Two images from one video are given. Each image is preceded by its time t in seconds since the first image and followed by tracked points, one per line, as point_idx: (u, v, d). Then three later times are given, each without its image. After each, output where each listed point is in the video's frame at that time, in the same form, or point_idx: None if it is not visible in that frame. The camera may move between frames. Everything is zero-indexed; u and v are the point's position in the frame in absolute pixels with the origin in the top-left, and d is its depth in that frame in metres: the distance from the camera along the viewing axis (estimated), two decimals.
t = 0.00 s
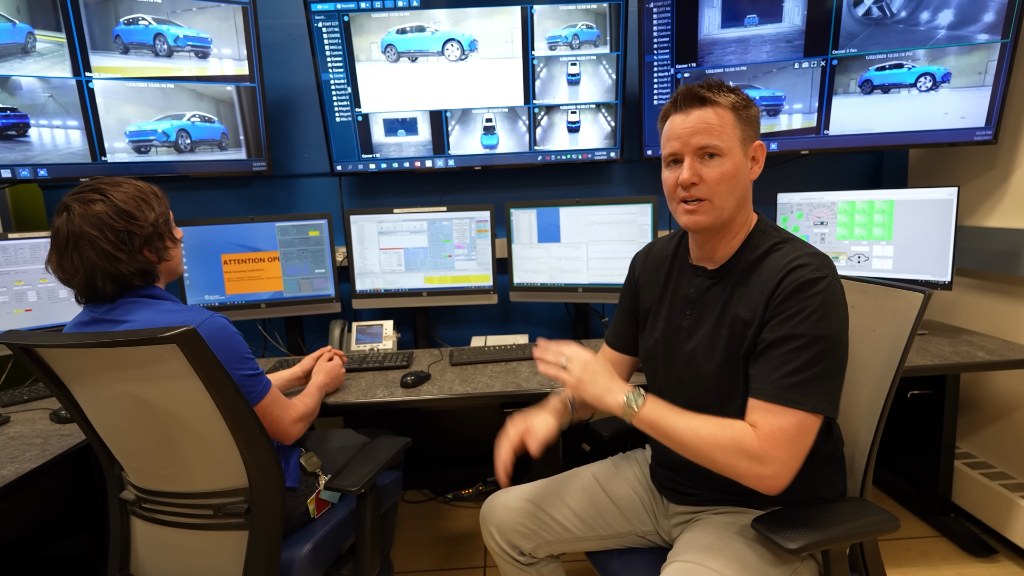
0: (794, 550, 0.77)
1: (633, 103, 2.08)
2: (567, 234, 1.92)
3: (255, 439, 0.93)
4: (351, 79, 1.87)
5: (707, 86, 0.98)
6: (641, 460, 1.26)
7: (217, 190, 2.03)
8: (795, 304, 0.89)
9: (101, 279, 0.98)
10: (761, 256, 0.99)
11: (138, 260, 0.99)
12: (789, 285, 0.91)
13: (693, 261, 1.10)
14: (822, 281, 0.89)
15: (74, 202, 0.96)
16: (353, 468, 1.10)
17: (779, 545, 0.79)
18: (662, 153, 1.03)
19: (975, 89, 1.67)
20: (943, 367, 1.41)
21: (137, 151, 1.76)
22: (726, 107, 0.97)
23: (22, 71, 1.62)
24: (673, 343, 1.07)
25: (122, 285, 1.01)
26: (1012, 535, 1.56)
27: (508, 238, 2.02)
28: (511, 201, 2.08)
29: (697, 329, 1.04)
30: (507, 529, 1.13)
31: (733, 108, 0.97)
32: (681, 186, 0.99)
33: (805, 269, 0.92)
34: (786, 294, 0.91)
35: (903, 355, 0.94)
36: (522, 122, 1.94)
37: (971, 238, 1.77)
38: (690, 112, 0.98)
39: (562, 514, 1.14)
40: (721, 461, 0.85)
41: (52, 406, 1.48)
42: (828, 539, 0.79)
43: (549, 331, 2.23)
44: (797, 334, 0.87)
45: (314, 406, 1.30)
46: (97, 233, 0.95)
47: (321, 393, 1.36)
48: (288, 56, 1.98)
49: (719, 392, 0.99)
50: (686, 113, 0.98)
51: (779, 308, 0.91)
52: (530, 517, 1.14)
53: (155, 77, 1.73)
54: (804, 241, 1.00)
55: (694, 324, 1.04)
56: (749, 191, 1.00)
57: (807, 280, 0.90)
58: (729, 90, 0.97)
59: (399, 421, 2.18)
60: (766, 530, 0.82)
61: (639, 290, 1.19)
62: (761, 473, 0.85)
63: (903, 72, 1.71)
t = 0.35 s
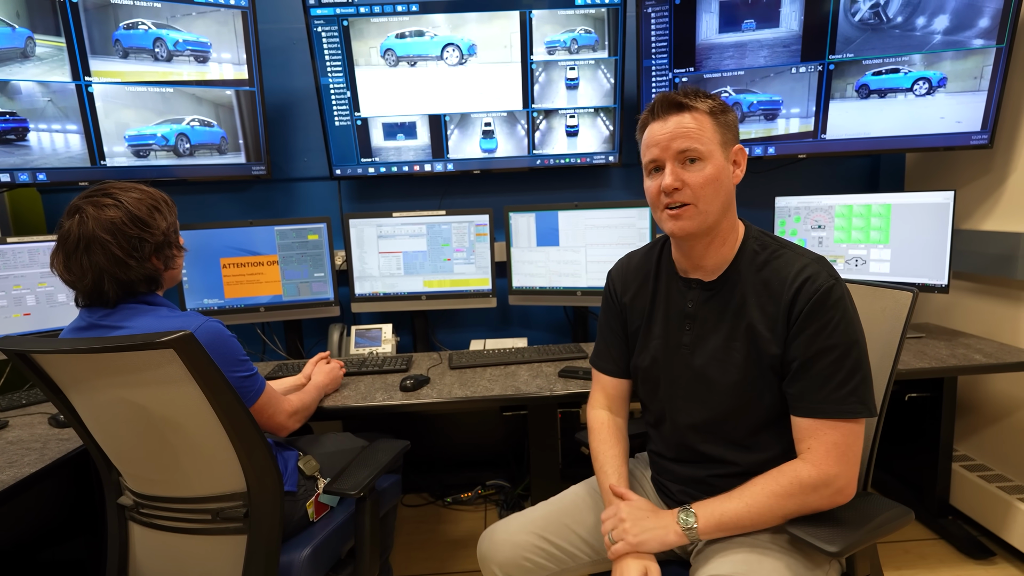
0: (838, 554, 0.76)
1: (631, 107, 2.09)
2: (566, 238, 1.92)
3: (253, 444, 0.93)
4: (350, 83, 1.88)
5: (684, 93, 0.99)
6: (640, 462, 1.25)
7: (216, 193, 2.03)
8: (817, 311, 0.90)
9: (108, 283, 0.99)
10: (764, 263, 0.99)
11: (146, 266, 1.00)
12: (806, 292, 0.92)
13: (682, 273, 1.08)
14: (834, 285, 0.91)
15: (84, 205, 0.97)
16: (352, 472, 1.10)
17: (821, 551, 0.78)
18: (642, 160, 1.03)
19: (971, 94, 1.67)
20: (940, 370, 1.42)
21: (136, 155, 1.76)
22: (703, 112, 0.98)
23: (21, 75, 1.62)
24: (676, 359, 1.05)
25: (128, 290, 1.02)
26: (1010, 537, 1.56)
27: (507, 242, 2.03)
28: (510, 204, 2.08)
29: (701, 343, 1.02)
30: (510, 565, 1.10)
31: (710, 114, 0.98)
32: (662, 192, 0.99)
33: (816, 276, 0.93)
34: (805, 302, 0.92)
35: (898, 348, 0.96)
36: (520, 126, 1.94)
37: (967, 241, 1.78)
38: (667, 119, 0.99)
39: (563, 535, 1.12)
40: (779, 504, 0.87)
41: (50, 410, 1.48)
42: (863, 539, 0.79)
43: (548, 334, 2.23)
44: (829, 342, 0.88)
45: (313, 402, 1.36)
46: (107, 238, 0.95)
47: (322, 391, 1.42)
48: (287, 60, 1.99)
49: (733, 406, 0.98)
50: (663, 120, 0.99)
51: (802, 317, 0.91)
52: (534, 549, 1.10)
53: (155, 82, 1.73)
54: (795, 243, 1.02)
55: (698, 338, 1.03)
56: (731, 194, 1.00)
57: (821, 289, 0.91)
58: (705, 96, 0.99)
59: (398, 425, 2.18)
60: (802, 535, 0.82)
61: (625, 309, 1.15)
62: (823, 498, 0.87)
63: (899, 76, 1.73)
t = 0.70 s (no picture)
0: (881, 547, 0.77)
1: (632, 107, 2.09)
2: (567, 238, 1.92)
3: (255, 446, 0.93)
4: (352, 85, 1.88)
5: (666, 97, 1.00)
6: (644, 475, 1.18)
7: (218, 195, 2.03)
8: (822, 301, 0.92)
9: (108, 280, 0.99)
10: (764, 259, 1.01)
11: (147, 265, 1.01)
12: (808, 284, 0.95)
13: (677, 275, 1.08)
14: (834, 276, 0.94)
15: (89, 203, 0.99)
16: (355, 473, 1.10)
17: (865, 547, 0.78)
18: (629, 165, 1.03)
19: (971, 93, 1.68)
20: (942, 369, 1.42)
21: (137, 157, 1.76)
22: (688, 114, 0.98)
23: (23, 77, 1.62)
24: (680, 361, 1.04)
25: (125, 290, 1.01)
26: (1012, 536, 1.57)
27: (508, 243, 2.03)
28: (511, 205, 2.08)
29: (704, 343, 1.02)
30: None
31: (695, 115, 0.99)
32: (651, 196, 0.98)
33: (815, 269, 0.96)
34: (809, 293, 0.94)
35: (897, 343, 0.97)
36: (521, 127, 1.95)
37: (968, 241, 1.79)
38: (650, 123, 0.99)
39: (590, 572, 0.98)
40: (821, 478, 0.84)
41: (53, 412, 1.48)
42: (898, 531, 0.80)
43: (550, 335, 2.24)
44: (835, 330, 0.90)
45: (315, 401, 1.37)
46: (113, 233, 0.97)
47: (323, 391, 1.43)
48: (288, 61, 1.99)
49: (741, 403, 0.99)
50: (647, 124, 0.99)
51: (808, 308, 0.93)
52: None
53: (156, 83, 1.74)
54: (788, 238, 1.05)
55: (701, 338, 1.02)
56: (720, 193, 1.01)
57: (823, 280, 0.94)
58: (685, 98, 1.00)
59: (399, 426, 2.18)
60: (839, 531, 0.82)
61: (618, 314, 1.14)
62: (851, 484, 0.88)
63: (900, 76, 1.73)
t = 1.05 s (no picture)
0: (890, 543, 0.77)
1: (629, 108, 2.09)
2: (565, 239, 1.92)
3: (255, 448, 0.93)
4: (349, 86, 1.88)
5: (679, 92, 1.02)
6: (642, 482, 1.15)
7: (215, 197, 2.03)
8: (819, 287, 0.98)
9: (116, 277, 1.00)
10: (761, 249, 1.05)
11: (158, 265, 1.03)
12: (805, 271, 1.00)
13: (677, 269, 1.08)
14: (827, 263, 1.00)
15: (100, 204, 1.01)
16: (354, 475, 1.10)
17: (874, 543, 0.78)
18: (639, 155, 1.03)
19: (966, 93, 1.69)
20: (939, 368, 1.43)
21: (135, 160, 1.76)
22: (699, 110, 1.01)
23: (19, 80, 1.61)
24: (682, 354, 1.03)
25: (132, 291, 1.02)
26: (1010, 534, 1.57)
27: (506, 244, 2.03)
28: (509, 206, 2.08)
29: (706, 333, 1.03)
30: None
31: (705, 112, 1.02)
32: (665, 185, 0.98)
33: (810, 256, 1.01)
34: (805, 280, 0.99)
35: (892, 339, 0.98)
36: (519, 128, 1.95)
37: (964, 240, 1.79)
38: (666, 114, 1.00)
39: None
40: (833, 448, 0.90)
41: (50, 415, 1.47)
42: (904, 526, 0.81)
43: (548, 336, 2.24)
44: (833, 313, 0.96)
45: (315, 404, 1.37)
46: (129, 231, 0.99)
47: (322, 393, 1.43)
48: (285, 63, 1.99)
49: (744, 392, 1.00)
50: (662, 115, 1.00)
51: (806, 294, 0.98)
52: None
53: (153, 86, 1.73)
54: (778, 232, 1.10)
55: (703, 328, 1.03)
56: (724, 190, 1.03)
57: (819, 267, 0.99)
58: (698, 95, 1.02)
59: (398, 427, 2.18)
60: (847, 527, 0.82)
61: (615, 311, 1.13)
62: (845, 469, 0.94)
63: (895, 77, 1.74)
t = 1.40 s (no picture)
0: (896, 543, 0.77)
1: (631, 108, 2.09)
2: (566, 240, 1.92)
3: (257, 449, 0.93)
4: (350, 87, 1.88)
5: (690, 92, 1.01)
6: (647, 480, 1.15)
7: (216, 198, 2.03)
8: (816, 279, 0.98)
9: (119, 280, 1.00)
10: (759, 244, 1.05)
11: (160, 268, 1.04)
12: (802, 265, 1.00)
13: (677, 266, 1.08)
14: (824, 257, 1.00)
15: (100, 207, 1.01)
16: (356, 475, 1.10)
17: (879, 542, 0.78)
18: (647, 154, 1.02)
19: (969, 93, 1.68)
20: (941, 369, 1.42)
21: (136, 161, 1.76)
22: (709, 111, 1.01)
23: (22, 82, 1.62)
24: (682, 349, 1.04)
25: (134, 291, 1.02)
26: (1013, 535, 1.57)
27: (507, 245, 2.03)
28: (510, 207, 2.08)
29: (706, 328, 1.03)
30: None
31: (714, 114, 1.02)
32: (675, 186, 0.98)
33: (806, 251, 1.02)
34: (803, 274, 1.00)
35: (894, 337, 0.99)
36: (520, 128, 1.95)
37: (967, 240, 1.79)
38: (678, 117, 0.99)
39: None
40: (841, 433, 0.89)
41: (53, 416, 1.48)
42: (908, 525, 0.80)
43: (550, 337, 2.24)
44: (832, 304, 0.95)
45: (316, 403, 1.37)
46: (132, 235, 0.99)
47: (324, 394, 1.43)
48: (286, 64, 1.99)
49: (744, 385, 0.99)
50: (674, 117, 0.99)
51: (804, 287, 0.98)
52: None
53: (155, 87, 1.74)
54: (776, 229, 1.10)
55: (702, 322, 1.03)
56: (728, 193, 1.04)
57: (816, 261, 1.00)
58: (708, 97, 1.02)
59: (399, 428, 2.18)
60: (851, 526, 0.81)
61: (615, 308, 1.13)
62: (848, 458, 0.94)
63: (897, 77, 1.73)
